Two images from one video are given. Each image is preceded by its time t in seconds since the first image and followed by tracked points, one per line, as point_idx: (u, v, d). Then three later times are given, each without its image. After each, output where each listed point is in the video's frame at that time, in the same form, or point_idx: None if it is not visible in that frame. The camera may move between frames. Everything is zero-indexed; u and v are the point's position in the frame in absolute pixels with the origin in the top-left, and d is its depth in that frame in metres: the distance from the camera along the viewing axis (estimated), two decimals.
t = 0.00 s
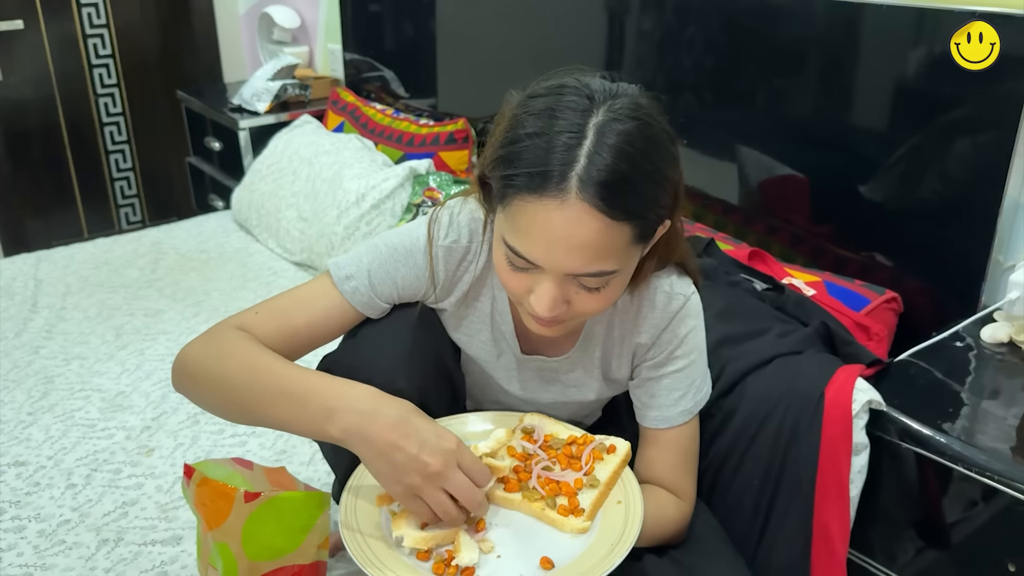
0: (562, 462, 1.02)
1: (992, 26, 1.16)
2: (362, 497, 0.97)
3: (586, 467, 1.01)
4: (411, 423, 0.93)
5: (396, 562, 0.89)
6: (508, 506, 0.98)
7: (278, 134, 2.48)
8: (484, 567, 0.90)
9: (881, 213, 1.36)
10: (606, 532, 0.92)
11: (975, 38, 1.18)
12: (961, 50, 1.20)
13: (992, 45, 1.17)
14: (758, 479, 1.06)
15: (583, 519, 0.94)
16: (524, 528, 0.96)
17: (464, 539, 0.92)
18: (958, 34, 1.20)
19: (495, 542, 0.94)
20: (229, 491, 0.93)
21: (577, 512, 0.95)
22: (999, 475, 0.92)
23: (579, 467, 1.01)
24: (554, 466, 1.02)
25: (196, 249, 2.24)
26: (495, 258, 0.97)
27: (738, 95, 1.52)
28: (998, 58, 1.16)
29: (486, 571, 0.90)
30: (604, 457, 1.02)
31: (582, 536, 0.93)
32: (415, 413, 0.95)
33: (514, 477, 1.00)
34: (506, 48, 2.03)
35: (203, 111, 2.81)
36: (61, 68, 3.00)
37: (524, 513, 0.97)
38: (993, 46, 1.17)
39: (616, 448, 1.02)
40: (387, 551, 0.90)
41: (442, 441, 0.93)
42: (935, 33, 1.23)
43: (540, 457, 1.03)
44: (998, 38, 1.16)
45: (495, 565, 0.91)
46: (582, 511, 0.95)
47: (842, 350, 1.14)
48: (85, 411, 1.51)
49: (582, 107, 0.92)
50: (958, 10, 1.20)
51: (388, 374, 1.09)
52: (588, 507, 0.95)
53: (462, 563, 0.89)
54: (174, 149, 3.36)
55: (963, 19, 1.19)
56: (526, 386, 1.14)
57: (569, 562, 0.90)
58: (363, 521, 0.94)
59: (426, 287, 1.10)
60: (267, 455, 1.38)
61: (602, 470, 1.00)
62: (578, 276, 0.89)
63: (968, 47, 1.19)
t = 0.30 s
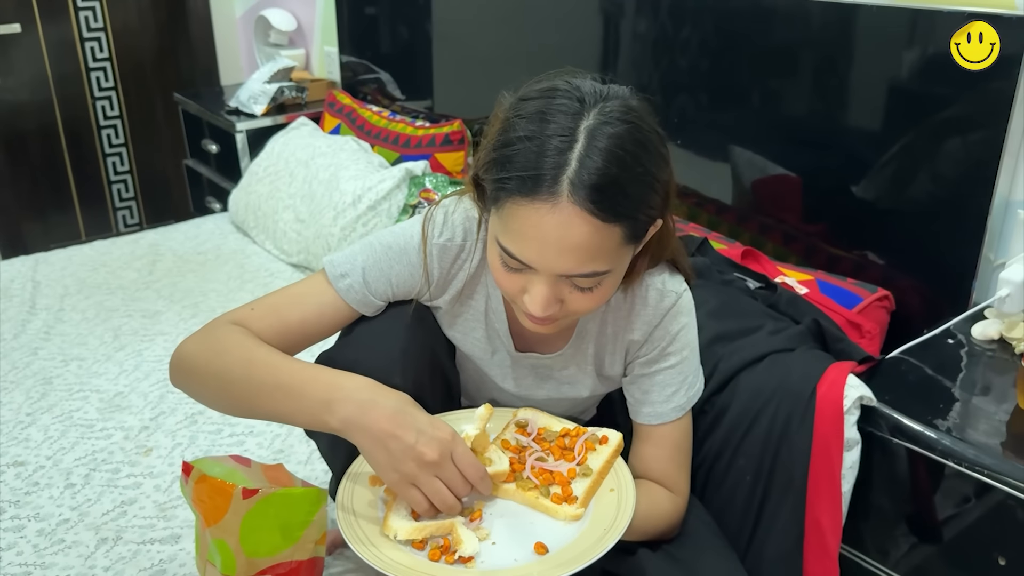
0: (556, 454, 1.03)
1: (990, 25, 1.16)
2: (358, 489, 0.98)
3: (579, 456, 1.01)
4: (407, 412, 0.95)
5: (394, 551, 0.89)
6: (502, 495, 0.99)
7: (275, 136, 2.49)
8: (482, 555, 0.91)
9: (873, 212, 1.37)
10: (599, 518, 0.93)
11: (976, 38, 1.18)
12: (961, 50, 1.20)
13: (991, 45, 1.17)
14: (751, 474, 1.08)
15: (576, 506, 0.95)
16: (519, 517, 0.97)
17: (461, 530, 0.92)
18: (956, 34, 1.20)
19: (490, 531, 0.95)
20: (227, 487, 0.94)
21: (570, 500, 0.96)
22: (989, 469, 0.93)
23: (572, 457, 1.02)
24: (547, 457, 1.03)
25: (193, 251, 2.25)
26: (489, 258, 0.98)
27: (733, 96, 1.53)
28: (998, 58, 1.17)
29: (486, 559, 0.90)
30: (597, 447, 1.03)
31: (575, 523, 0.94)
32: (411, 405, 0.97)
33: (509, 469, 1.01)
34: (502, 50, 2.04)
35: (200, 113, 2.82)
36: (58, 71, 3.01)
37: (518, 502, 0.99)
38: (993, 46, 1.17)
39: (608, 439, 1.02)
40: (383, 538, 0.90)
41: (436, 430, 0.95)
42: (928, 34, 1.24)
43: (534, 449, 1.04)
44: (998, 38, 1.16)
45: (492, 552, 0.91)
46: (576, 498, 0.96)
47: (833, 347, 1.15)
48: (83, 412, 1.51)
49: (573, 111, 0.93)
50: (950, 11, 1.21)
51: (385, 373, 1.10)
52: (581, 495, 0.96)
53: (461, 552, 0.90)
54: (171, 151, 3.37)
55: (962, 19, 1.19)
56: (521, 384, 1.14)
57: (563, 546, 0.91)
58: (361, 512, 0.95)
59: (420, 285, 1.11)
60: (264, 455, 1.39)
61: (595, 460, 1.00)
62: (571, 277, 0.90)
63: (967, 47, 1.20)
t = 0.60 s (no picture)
0: (558, 459, 1.03)
1: (990, 26, 1.17)
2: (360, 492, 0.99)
3: (581, 463, 1.02)
4: (405, 418, 0.96)
5: (397, 558, 0.89)
6: (504, 502, 1.00)
7: (274, 141, 2.49)
8: (485, 562, 0.91)
9: (872, 215, 1.37)
10: (602, 524, 0.93)
11: (976, 38, 1.18)
12: (961, 50, 1.20)
13: (992, 45, 1.17)
14: (752, 478, 1.08)
15: (579, 513, 0.95)
16: (521, 524, 0.97)
17: (464, 537, 0.92)
18: (956, 34, 1.20)
19: (493, 538, 0.95)
20: (229, 494, 0.95)
21: (572, 507, 0.96)
22: (988, 473, 0.93)
23: (574, 463, 1.02)
24: (549, 463, 1.03)
25: (192, 256, 2.25)
26: (492, 264, 0.99)
27: (731, 99, 1.54)
28: (998, 58, 1.17)
29: (488, 566, 0.90)
30: (599, 453, 1.03)
31: (578, 530, 0.94)
32: (410, 409, 0.97)
33: (511, 474, 1.01)
34: (501, 55, 2.04)
35: (199, 119, 2.82)
36: (57, 77, 3.01)
37: (520, 509, 0.99)
38: (993, 46, 1.17)
39: (610, 445, 1.03)
40: (385, 546, 0.90)
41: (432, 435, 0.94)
42: (925, 36, 1.24)
43: (536, 455, 1.04)
44: (998, 38, 1.16)
45: (494, 560, 0.92)
46: (579, 505, 0.96)
47: (834, 350, 1.15)
48: (84, 418, 1.51)
49: (576, 119, 0.93)
50: (948, 14, 1.21)
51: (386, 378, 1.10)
52: (584, 501, 0.96)
53: (463, 561, 0.89)
54: (170, 156, 3.37)
55: (961, 19, 1.19)
56: (524, 389, 1.15)
57: (566, 554, 0.91)
58: (363, 516, 0.95)
59: (422, 291, 1.11)
60: (265, 460, 1.39)
61: (597, 467, 1.01)
62: (574, 283, 0.91)
63: (967, 48, 1.20)
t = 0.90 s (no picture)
0: (558, 467, 1.03)
1: (990, 26, 1.16)
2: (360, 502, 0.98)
3: (582, 470, 1.02)
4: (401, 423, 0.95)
5: (398, 567, 0.89)
6: (506, 510, 0.99)
7: (273, 147, 2.49)
8: (487, 570, 0.90)
9: (870, 219, 1.37)
10: (604, 534, 0.94)
11: (975, 38, 1.18)
12: (961, 50, 1.20)
13: (992, 45, 1.17)
14: (751, 484, 1.08)
15: (581, 521, 0.95)
16: (523, 532, 0.96)
17: (466, 546, 0.92)
18: (957, 34, 1.20)
19: (495, 546, 0.94)
20: (227, 504, 0.94)
21: (574, 515, 0.96)
22: (988, 478, 0.93)
23: (575, 471, 1.02)
24: (550, 471, 1.03)
25: (191, 262, 2.25)
26: (493, 272, 0.99)
27: (729, 104, 1.54)
28: (998, 58, 1.17)
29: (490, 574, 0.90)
30: (600, 461, 1.03)
31: (580, 538, 0.94)
32: (394, 405, 0.97)
33: (513, 481, 1.01)
34: (500, 60, 2.05)
35: (197, 125, 2.82)
36: (55, 83, 3.01)
37: (523, 517, 0.98)
38: (993, 46, 1.17)
39: (611, 452, 1.03)
40: (387, 556, 0.90)
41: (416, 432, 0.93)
42: (922, 40, 1.24)
43: (536, 462, 1.04)
44: (998, 38, 1.16)
45: (496, 567, 0.91)
46: (580, 513, 0.96)
47: (832, 356, 1.16)
48: (83, 426, 1.51)
49: (577, 127, 0.93)
50: (945, 19, 1.21)
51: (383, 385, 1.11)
52: (585, 509, 0.96)
53: (466, 568, 0.90)
54: (169, 163, 3.38)
55: (960, 20, 1.19)
56: (524, 396, 1.15)
57: (568, 563, 0.91)
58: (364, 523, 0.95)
59: (419, 298, 1.11)
60: (264, 467, 1.38)
61: (598, 474, 1.01)
62: (575, 291, 0.91)
63: (967, 48, 1.19)
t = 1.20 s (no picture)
0: (556, 467, 1.03)
1: (990, 25, 1.16)
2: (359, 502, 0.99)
3: (580, 470, 1.01)
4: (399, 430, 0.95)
5: (395, 568, 0.90)
6: (505, 510, 1.00)
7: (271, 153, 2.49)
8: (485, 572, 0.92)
9: (868, 222, 1.37)
10: (602, 534, 0.95)
11: (976, 38, 1.18)
12: (961, 50, 1.20)
13: (992, 45, 1.17)
14: (750, 488, 1.08)
15: (579, 521, 0.95)
16: (520, 533, 0.98)
17: (462, 546, 0.92)
18: (957, 34, 1.20)
19: (493, 547, 0.95)
20: (224, 510, 0.94)
21: (572, 515, 0.96)
22: (987, 481, 0.93)
23: (573, 471, 1.02)
24: (548, 471, 1.03)
25: (190, 268, 2.24)
26: (489, 275, 0.98)
27: (727, 107, 1.54)
28: (999, 57, 1.17)
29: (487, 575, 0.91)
30: (598, 460, 1.02)
31: (577, 538, 0.95)
32: (381, 423, 0.95)
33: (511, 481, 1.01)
34: (498, 65, 2.05)
35: (196, 130, 2.83)
36: (54, 89, 3.02)
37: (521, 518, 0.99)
38: (993, 46, 1.17)
39: (609, 452, 1.02)
40: (384, 558, 0.91)
41: (400, 462, 0.91)
42: (920, 42, 1.24)
43: (534, 462, 1.04)
44: (998, 38, 1.16)
45: (493, 568, 0.92)
46: (578, 513, 0.96)
47: (830, 358, 1.16)
48: (82, 432, 1.51)
49: (569, 127, 0.93)
50: (942, 21, 1.21)
51: (381, 391, 1.11)
52: (583, 509, 0.96)
53: (463, 569, 0.90)
54: (168, 168, 3.38)
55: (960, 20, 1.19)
56: (522, 400, 1.15)
57: (565, 563, 0.91)
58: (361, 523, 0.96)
59: (418, 303, 1.11)
60: (263, 473, 1.38)
61: (596, 473, 1.01)
62: (569, 291, 0.90)
63: (968, 48, 1.19)
